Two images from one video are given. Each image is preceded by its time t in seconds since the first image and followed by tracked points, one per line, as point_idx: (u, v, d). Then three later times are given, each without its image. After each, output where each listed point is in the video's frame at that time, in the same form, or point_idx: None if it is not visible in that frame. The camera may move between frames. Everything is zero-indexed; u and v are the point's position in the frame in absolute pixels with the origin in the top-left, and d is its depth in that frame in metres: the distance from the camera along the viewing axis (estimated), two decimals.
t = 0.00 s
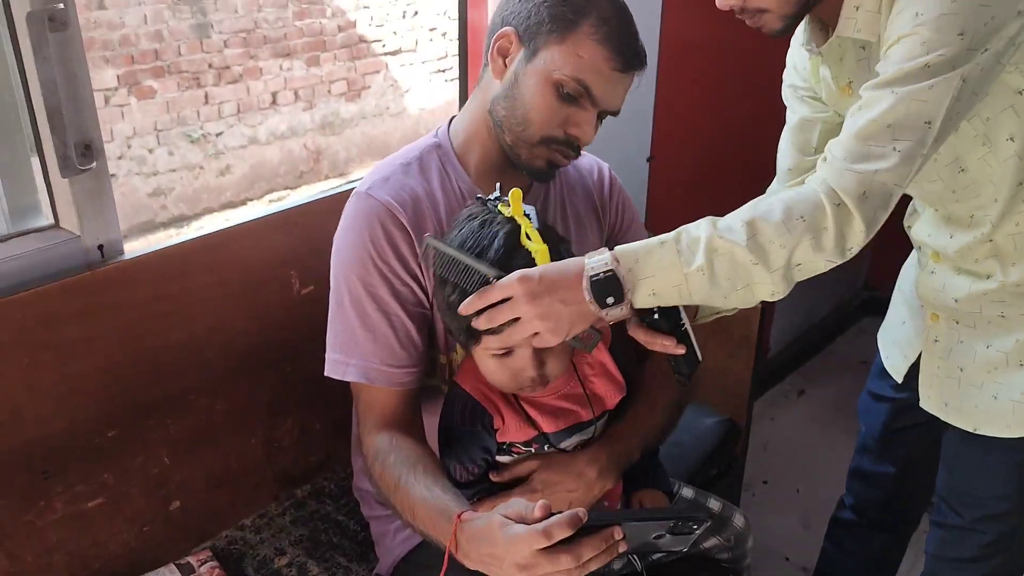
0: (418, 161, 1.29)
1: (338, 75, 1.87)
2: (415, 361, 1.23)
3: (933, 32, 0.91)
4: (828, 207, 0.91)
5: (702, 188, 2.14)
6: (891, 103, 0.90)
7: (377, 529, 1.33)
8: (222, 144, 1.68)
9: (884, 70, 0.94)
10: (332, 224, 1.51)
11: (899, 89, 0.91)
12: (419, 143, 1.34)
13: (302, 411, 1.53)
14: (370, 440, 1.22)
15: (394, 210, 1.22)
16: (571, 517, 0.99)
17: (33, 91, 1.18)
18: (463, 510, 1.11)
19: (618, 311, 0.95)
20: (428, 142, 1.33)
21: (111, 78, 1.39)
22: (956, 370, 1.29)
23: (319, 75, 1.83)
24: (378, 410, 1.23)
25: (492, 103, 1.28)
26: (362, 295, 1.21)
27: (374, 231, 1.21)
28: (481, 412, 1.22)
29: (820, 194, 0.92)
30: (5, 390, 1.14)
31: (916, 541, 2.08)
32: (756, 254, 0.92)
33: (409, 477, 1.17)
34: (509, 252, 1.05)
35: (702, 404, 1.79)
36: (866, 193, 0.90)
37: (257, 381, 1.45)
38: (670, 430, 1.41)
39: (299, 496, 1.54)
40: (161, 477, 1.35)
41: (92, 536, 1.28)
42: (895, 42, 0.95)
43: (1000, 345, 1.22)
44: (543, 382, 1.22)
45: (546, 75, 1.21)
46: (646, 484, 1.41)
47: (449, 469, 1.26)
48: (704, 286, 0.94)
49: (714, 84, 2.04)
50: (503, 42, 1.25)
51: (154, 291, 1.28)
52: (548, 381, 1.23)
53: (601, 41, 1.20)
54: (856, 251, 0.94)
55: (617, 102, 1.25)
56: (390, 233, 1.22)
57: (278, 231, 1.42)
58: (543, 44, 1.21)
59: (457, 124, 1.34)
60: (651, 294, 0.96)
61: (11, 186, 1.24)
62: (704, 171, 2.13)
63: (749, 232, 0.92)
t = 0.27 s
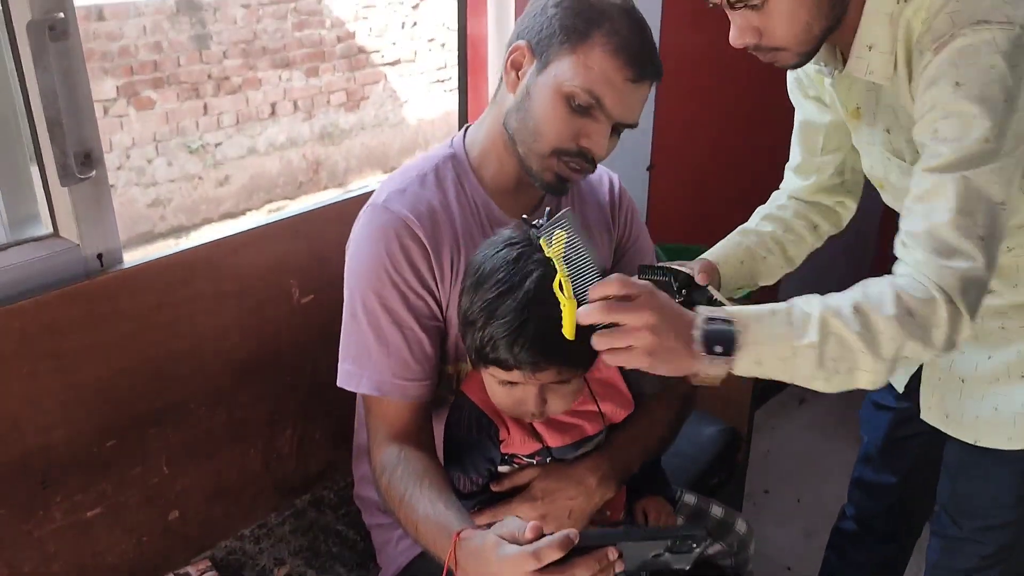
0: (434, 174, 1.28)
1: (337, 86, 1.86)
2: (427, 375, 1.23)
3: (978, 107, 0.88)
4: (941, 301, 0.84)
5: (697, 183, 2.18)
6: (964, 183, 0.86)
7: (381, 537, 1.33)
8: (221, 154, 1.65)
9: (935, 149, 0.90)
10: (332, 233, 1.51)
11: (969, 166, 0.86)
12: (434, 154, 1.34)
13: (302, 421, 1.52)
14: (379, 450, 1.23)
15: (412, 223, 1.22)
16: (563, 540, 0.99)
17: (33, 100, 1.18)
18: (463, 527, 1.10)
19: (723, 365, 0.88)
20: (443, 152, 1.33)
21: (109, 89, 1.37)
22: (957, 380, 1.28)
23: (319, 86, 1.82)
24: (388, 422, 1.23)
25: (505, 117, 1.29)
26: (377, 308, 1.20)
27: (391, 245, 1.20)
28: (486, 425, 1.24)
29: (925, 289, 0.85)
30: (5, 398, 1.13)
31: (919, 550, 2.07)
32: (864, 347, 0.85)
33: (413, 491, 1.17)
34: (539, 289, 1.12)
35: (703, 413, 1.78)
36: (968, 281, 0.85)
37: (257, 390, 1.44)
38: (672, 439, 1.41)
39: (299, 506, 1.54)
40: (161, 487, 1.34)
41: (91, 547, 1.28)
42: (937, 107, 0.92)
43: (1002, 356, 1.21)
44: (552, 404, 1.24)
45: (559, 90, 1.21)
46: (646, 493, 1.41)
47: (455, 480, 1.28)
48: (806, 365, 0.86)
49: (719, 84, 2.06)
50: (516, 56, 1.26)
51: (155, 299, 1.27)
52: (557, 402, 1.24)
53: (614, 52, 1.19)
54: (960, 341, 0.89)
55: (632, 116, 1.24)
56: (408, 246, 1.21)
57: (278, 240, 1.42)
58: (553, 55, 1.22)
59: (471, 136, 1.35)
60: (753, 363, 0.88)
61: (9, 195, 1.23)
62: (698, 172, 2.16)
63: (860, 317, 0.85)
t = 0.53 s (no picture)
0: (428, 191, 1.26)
1: (334, 95, 1.90)
2: (426, 399, 1.24)
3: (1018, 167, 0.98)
4: (972, 358, 1.00)
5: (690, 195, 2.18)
6: (1000, 248, 0.98)
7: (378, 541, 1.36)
8: (217, 163, 1.68)
9: (976, 205, 1.02)
10: (328, 240, 1.51)
11: (1005, 230, 0.99)
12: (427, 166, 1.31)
13: (298, 429, 1.52)
14: (381, 472, 1.25)
15: (407, 247, 1.21)
16: None
17: (30, 109, 1.18)
18: (463, 560, 1.14)
19: (759, 391, 1.06)
20: (435, 164, 1.30)
21: (104, 99, 1.37)
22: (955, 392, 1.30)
23: (314, 94, 1.86)
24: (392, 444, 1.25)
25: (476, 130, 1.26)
26: (376, 337, 1.21)
27: (387, 272, 1.20)
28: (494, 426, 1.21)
29: (957, 345, 1.01)
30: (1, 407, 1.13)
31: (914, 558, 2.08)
32: (892, 390, 1.03)
33: (414, 517, 1.20)
34: (580, 286, 1.10)
35: (701, 420, 1.78)
36: (998, 337, 0.99)
37: (254, 398, 1.44)
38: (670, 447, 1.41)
39: (295, 514, 1.54)
40: (157, 495, 1.34)
41: (87, 556, 1.27)
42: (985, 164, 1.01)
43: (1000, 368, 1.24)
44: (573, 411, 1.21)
45: (495, 93, 1.20)
46: (649, 498, 1.40)
47: (463, 483, 1.26)
48: (839, 402, 1.05)
49: (705, 95, 2.10)
50: (463, 71, 1.27)
51: (151, 308, 1.27)
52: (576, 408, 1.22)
53: (537, 37, 1.17)
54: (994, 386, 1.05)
55: (574, 98, 1.20)
56: (404, 272, 1.21)
57: (275, 248, 1.42)
58: (484, 55, 1.22)
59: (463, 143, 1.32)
60: (790, 397, 1.07)
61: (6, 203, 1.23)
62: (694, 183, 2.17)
63: (892, 365, 1.04)
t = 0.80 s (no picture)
0: (397, 233, 1.27)
1: (322, 102, 1.84)
2: (424, 436, 1.27)
3: None
4: (989, 396, 0.99)
5: (682, 199, 2.19)
6: (1011, 288, 0.96)
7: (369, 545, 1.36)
8: (206, 171, 1.65)
9: (984, 243, 0.99)
10: (318, 247, 1.51)
11: (1015, 270, 0.97)
12: (391, 205, 1.32)
13: (289, 437, 1.51)
14: (390, 507, 1.28)
15: (379, 296, 1.23)
16: None
17: (16, 116, 1.17)
18: None
19: (776, 419, 1.10)
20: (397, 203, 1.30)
21: (93, 106, 1.39)
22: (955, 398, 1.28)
23: (303, 102, 1.81)
24: (399, 484, 1.27)
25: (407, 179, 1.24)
26: (364, 385, 1.25)
27: (365, 325, 1.23)
28: (497, 422, 1.25)
29: (976, 382, 1.00)
30: None
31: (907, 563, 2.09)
32: (909, 425, 1.04)
33: (420, 552, 1.23)
34: (603, 290, 1.15)
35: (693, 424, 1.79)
36: (1016, 378, 0.98)
37: (244, 406, 1.43)
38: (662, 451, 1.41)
39: (286, 522, 1.53)
40: (146, 504, 1.33)
41: (75, 566, 1.26)
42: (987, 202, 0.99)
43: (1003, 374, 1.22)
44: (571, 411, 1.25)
45: (401, 185, 1.17)
46: (641, 502, 1.40)
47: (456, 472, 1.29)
48: (856, 433, 1.07)
49: (686, 94, 2.09)
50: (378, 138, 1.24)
51: (140, 315, 1.27)
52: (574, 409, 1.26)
53: (416, 116, 1.10)
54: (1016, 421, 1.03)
55: (475, 165, 1.14)
56: (381, 322, 1.23)
57: (265, 255, 1.42)
58: (378, 136, 1.17)
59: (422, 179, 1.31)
60: (808, 427, 1.10)
61: None
62: (684, 187, 2.18)
63: (907, 399, 1.05)
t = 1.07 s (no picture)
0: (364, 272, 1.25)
1: (308, 108, 1.85)
2: (416, 465, 1.27)
3: (1005, 237, 0.96)
4: (935, 422, 1.02)
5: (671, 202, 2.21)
6: (974, 315, 0.97)
7: (356, 550, 1.37)
8: (192, 178, 1.67)
9: (954, 269, 1.00)
10: (304, 255, 1.50)
11: (982, 297, 0.97)
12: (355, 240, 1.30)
13: (275, 445, 1.51)
14: (395, 531, 1.28)
15: (351, 340, 1.22)
16: None
17: None
18: None
19: (732, 459, 1.13)
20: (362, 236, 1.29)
21: (76, 115, 1.38)
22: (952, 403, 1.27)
23: (289, 108, 1.81)
24: (401, 510, 1.28)
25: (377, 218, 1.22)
26: (350, 426, 1.26)
27: (341, 370, 1.23)
28: (489, 418, 1.25)
29: (924, 410, 1.03)
30: None
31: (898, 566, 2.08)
32: (861, 456, 1.07)
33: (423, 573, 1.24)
34: (601, 291, 1.15)
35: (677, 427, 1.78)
36: (964, 404, 1.00)
37: (230, 414, 1.43)
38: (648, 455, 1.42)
39: (274, 531, 1.52)
40: (132, 515, 1.32)
41: None
42: (960, 228, 0.99)
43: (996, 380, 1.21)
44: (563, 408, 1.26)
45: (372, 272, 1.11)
46: (628, 502, 1.42)
47: (444, 474, 1.29)
48: (811, 467, 1.09)
49: (663, 100, 2.08)
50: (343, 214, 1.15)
51: (124, 324, 1.26)
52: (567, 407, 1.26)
53: (382, 230, 1.03)
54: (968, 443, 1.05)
55: (452, 263, 1.08)
56: (355, 366, 1.23)
57: (249, 262, 1.41)
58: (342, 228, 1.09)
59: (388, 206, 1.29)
60: (765, 466, 1.12)
61: None
62: (671, 191, 2.20)
63: (857, 433, 1.07)
